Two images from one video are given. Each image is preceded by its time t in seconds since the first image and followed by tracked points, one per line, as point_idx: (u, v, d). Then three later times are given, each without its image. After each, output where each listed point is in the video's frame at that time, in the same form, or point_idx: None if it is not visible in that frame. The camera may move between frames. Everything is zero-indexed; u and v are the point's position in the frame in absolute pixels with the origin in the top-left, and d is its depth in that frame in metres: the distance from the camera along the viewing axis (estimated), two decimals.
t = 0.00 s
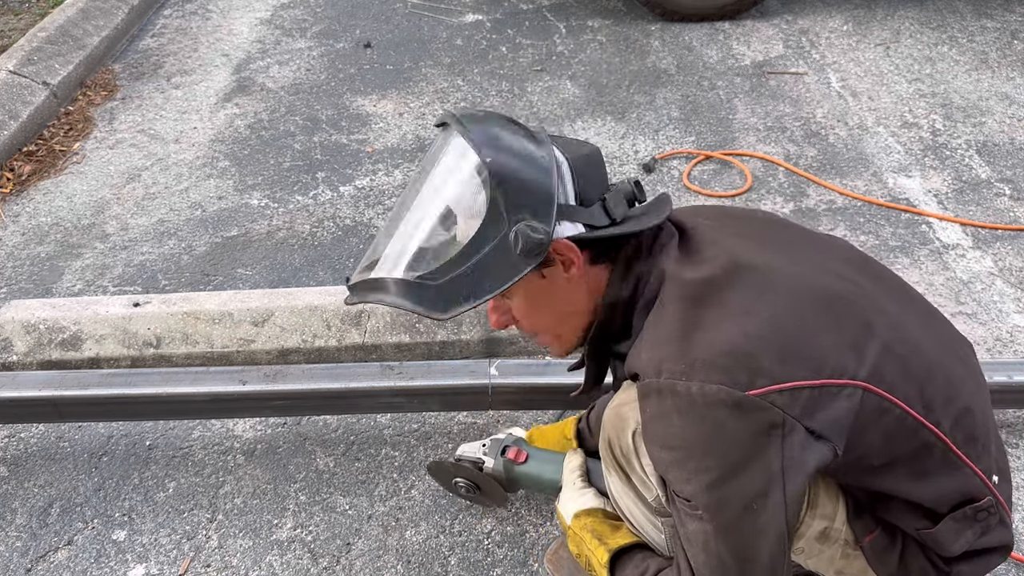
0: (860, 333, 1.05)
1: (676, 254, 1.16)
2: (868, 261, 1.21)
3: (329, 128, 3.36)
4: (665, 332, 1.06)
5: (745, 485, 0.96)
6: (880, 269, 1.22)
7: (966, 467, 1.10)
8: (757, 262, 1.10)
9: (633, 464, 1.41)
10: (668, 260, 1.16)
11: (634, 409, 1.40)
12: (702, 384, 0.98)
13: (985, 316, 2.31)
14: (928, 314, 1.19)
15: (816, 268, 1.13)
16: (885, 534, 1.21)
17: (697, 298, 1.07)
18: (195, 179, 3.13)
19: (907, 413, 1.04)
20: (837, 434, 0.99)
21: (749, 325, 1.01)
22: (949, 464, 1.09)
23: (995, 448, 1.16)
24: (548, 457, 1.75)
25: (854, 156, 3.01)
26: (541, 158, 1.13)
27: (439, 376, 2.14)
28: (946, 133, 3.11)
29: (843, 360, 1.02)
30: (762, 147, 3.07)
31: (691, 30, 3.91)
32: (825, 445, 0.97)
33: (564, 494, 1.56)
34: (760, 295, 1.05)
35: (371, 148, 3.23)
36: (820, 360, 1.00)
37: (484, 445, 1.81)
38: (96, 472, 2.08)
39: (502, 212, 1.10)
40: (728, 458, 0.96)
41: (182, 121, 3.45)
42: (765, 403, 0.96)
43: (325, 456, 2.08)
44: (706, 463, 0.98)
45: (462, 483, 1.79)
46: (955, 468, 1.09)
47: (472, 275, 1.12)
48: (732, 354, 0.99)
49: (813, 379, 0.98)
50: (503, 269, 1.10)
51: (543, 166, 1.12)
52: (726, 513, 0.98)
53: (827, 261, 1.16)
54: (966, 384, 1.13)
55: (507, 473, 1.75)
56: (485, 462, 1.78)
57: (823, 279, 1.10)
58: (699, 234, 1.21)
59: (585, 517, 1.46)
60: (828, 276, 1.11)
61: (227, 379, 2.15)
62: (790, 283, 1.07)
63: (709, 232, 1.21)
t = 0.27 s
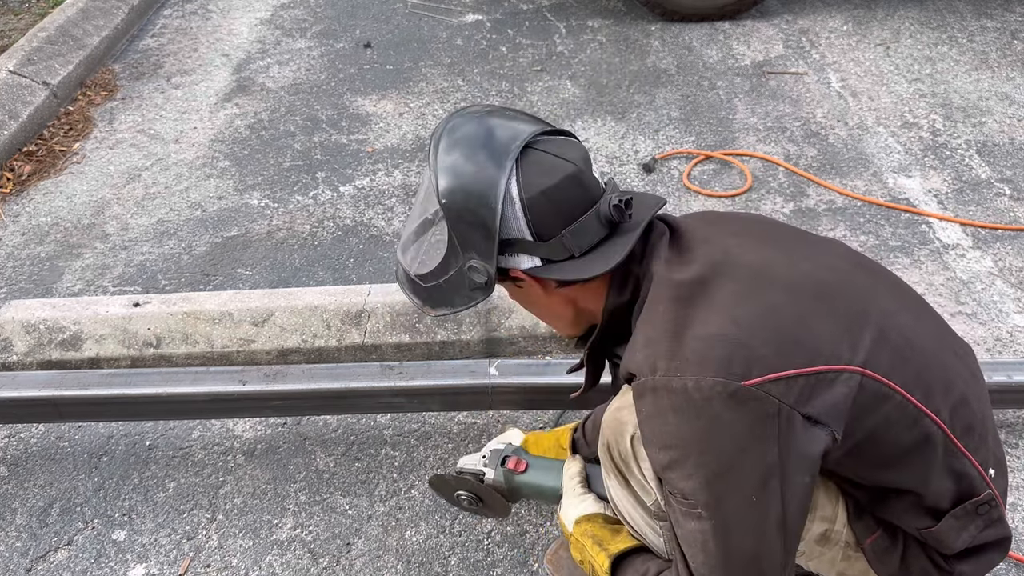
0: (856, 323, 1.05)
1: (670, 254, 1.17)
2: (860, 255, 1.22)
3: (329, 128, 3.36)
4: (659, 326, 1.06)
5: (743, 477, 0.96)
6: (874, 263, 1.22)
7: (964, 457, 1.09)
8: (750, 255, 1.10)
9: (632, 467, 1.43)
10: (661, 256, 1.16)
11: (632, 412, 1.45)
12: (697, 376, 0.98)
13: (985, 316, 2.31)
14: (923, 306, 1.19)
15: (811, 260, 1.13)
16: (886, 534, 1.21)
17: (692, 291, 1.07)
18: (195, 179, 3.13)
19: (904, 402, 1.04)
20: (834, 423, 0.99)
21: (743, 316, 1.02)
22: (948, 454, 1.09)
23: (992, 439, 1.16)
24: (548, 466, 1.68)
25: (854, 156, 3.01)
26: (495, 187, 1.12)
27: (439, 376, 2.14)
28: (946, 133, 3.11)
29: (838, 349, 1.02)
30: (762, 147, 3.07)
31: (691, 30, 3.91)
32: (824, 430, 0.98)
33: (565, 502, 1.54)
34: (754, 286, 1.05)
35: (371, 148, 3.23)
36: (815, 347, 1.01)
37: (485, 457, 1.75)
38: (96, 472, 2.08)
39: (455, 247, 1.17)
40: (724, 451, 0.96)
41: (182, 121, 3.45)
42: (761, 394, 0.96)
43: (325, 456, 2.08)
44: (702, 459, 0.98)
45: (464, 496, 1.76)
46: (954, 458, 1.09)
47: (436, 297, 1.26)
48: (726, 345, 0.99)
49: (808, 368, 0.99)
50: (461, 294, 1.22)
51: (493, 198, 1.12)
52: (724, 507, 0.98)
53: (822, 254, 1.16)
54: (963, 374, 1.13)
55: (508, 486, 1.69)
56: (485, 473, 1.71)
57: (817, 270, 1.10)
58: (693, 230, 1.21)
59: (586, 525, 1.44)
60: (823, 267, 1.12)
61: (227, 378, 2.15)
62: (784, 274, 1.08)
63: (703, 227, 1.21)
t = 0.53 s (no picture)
0: (857, 321, 1.06)
1: (674, 250, 1.16)
2: (863, 252, 1.22)
3: (329, 128, 3.36)
4: (659, 322, 1.05)
5: (741, 473, 0.96)
6: (878, 262, 1.22)
7: (961, 457, 1.10)
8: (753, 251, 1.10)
9: (629, 465, 1.40)
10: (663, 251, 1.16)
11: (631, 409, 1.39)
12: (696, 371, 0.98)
13: (985, 316, 2.31)
14: (925, 305, 1.19)
15: (813, 258, 1.13)
16: (883, 533, 1.20)
17: (692, 286, 1.07)
18: (195, 179, 3.13)
19: (903, 401, 1.05)
20: (833, 421, 0.99)
21: (744, 313, 1.02)
22: (946, 454, 1.09)
23: (991, 441, 1.17)
24: (544, 481, 1.65)
25: (854, 156, 3.01)
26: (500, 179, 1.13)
27: (439, 376, 2.14)
28: (946, 133, 3.11)
29: (838, 348, 1.02)
30: (762, 148, 3.07)
31: (691, 30, 3.91)
32: (822, 429, 0.99)
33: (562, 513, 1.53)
34: (756, 283, 1.05)
35: (371, 148, 3.23)
36: (815, 346, 1.01)
37: (483, 481, 1.68)
38: (96, 472, 2.08)
39: (460, 238, 1.19)
40: (723, 446, 0.96)
41: (182, 121, 3.45)
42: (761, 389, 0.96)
43: (325, 456, 2.08)
44: (700, 454, 0.98)
45: (468, 523, 1.68)
46: (951, 458, 1.09)
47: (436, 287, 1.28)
48: (726, 341, 0.99)
49: (808, 366, 0.99)
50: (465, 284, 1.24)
51: (498, 189, 1.13)
52: (722, 503, 0.98)
53: (825, 252, 1.16)
54: (964, 374, 1.13)
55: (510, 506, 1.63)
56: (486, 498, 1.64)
57: (819, 268, 1.11)
58: (695, 224, 1.21)
59: (584, 536, 1.43)
60: (825, 265, 1.12)
61: (227, 379, 2.16)
62: (786, 271, 1.08)
63: (706, 222, 1.21)
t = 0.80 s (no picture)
0: (859, 331, 1.05)
1: (688, 236, 1.15)
2: (878, 261, 1.21)
3: (329, 128, 3.36)
4: (660, 322, 1.06)
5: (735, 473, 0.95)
6: (892, 268, 1.21)
7: (956, 470, 1.10)
8: (763, 253, 1.09)
9: (621, 455, 1.33)
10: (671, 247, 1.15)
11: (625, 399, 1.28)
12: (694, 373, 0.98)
13: (985, 316, 2.31)
14: (932, 315, 1.18)
15: (821, 263, 1.12)
16: (868, 528, 1.20)
17: (695, 287, 1.07)
18: (195, 179, 3.13)
19: (901, 414, 1.05)
20: (829, 431, 0.99)
21: (747, 318, 1.02)
22: (944, 466, 1.09)
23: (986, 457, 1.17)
24: (538, 494, 1.72)
25: (854, 156, 3.01)
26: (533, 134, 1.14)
27: (439, 376, 2.13)
28: (946, 133, 3.11)
29: (838, 359, 1.02)
30: (762, 147, 3.07)
31: (691, 30, 3.91)
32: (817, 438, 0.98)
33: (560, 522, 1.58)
34: (760, 288, 1.05)
35: (371, 148, 3.23)
36: (816, 356, 1.01)
37: (479, 502, 1.75)
38: (96, 472, 2.08)
39: (484, 188, 1.21)
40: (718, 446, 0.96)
41: (182, 121, 3.46)
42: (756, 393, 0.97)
43: (325, 456, 2.08)
44: (698, 451, 0.97)
45: (470, 544, 1.71)
46: (946, 471, 1.09)
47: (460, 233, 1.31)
48: (726, 345, 0.99)
49: (806, 376, 0.99)
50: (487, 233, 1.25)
51: (529, 144, 1.14)
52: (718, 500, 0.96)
53: (834, 256, 1.15)
54: (968, 392, 1.13)
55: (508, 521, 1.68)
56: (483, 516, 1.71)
57: (826, 274, 1.10)
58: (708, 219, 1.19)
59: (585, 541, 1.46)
60: (833, 272, 1.11)
61: (227, 379, 2.16)
62: (792, 277, 1.07)
63: (719, 217, 1.19)
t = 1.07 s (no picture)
0: (860, 335, 1.05)
1: (694, 237, 1.16)
2: (882, 263, 1.21)
3: (329, 128, 3.36)
4: (661, 318, 1.05)
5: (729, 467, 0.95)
6: (895, 270, 1.21)
7: (955, 473, 1.10)
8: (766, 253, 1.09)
9: (619, 444, 1.32)
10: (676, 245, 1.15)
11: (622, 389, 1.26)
12: (692, 370, 0.98)
13: (985, 316, 2.31)
14: (937, 321, 1.18)
15: (826, 266, 1.11)
16: (867, 528, 1.20)
17: (697, 286, 1.07)
18: (195, 179, 3.13)
19: (899, 418, 1.05)
20: (826, 433, 0.99)
21: (748, 318, 1.02)
22: (941, 471, 1.09)
23: (986, 463, 1.17)
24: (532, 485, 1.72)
25: (854, 156, 3.01)
26: (538, 132, 1.14)
27: (439, 376, 2.13)
28: (946, 133, 3.11)
29: (838, 363, 1.02)
30: (762, 147, 3.07)
31: (691, 30, 3.91)
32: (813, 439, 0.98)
33: (552, 514, 1.60)
34: (763, 289, 1.05)
35: (371, 148, 3.23)
36: (816, 358, 1.01)
37: (470, 492, 1.74)
38: (96, 472, 2.08)
39: (491, 192, 1.21)
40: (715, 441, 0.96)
41: (182, 121, 3.46)
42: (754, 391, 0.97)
43: (325, 456, 2.08)
44: (694, 445, 0.97)
45: (459, 534, 1.70)
46: (944, 475, 1.09)
47: (469, 242, 1.30)
48: (727, 345, 0.99)
49: (805, 378, 0.99)
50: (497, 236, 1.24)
51: (534, 144, 1.14)
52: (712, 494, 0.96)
53: (840, 259, 1.15)
54: (969, 395, 1.13)
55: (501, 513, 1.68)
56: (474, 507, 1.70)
57: (832, 278, 1.09)
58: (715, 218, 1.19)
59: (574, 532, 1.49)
60: (838, 276, 1.10)
61: (227, 379, 2.15)
62: (796, 279, 1.07)
63: (727, 217, 1.18)
